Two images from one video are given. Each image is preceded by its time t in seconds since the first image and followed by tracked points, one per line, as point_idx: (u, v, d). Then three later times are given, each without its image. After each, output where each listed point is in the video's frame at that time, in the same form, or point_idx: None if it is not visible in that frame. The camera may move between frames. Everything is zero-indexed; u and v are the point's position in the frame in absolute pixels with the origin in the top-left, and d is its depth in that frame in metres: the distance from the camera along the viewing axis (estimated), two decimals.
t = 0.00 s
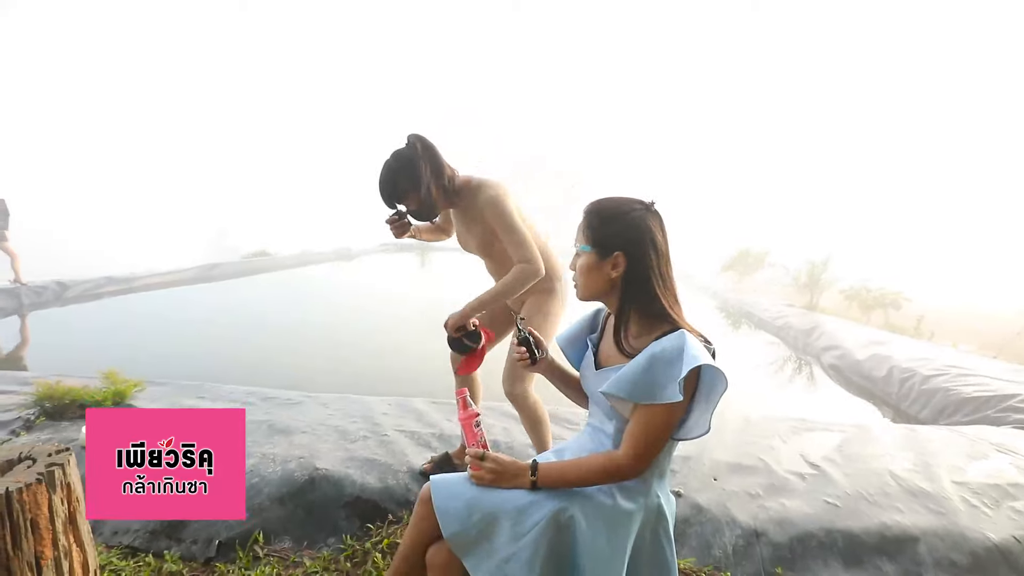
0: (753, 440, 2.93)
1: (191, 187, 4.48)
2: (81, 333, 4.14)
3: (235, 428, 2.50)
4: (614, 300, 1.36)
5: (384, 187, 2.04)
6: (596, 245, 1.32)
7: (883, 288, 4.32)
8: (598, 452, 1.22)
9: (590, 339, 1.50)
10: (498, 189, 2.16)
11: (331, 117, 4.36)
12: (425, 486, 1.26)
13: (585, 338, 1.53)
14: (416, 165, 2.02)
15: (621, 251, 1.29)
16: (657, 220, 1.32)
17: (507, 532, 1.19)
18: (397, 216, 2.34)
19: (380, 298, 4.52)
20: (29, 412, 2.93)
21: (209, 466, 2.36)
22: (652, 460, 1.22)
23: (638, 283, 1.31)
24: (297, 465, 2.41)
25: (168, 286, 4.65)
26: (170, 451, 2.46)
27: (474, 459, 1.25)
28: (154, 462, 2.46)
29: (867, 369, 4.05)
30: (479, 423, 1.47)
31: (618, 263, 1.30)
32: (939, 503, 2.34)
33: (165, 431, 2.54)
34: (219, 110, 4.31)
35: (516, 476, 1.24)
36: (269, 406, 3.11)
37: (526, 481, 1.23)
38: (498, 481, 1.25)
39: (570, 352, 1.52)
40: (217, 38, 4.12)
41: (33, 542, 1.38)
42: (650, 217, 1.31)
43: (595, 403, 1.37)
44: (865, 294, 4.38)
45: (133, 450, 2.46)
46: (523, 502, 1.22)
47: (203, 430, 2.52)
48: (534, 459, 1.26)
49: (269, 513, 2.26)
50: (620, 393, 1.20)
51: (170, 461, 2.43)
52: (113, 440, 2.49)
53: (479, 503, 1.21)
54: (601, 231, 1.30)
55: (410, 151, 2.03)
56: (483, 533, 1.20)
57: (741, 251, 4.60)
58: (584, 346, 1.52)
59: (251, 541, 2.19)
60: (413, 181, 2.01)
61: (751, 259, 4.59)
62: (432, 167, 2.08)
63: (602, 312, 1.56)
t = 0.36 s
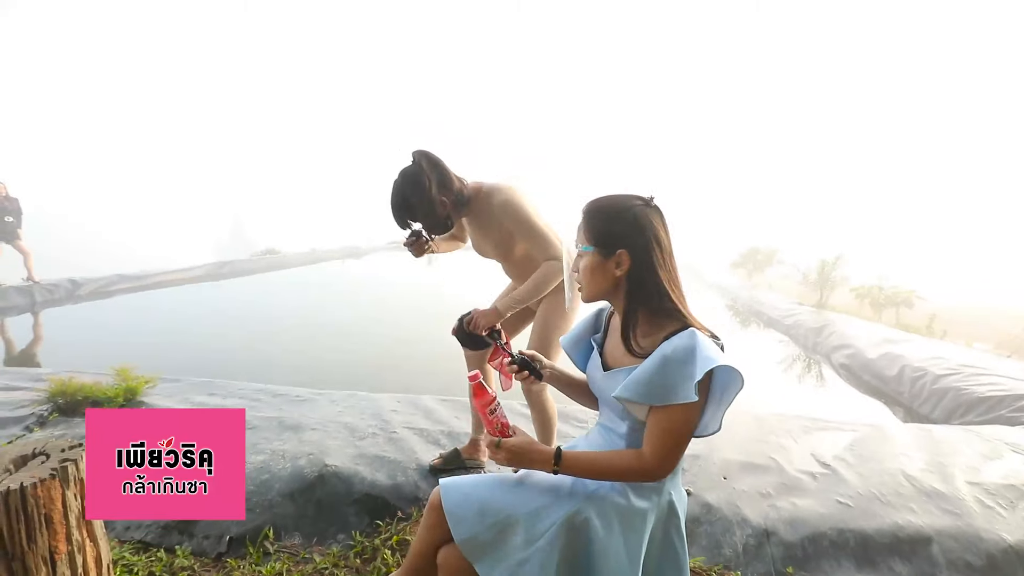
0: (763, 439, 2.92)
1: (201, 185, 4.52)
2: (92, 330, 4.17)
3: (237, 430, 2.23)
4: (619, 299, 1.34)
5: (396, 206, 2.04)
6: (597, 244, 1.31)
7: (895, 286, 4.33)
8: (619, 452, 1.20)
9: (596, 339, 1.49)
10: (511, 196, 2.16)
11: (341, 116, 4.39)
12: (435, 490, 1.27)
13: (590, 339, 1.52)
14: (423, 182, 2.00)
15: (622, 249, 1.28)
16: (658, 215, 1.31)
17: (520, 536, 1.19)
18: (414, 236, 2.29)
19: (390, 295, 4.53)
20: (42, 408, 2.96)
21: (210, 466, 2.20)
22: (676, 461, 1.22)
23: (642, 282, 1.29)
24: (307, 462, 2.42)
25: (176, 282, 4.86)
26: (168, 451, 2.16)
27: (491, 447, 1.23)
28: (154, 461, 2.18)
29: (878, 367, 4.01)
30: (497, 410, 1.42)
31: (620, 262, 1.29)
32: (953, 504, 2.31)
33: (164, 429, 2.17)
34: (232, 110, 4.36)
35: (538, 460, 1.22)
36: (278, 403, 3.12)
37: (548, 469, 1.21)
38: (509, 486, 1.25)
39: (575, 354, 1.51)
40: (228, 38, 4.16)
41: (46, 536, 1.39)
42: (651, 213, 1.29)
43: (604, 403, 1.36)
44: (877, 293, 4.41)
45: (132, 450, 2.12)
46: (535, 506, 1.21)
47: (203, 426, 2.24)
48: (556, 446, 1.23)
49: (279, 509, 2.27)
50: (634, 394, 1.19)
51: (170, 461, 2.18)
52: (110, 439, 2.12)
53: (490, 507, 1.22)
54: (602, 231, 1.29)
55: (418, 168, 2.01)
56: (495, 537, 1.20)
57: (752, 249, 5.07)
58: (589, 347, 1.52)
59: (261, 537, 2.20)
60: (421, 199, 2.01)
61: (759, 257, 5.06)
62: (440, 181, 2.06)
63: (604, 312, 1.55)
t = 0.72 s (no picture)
0: (762, 433, 2.93)
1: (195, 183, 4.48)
2: (86, 328, 4.14)
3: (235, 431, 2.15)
4: (608, 295, 1.34)
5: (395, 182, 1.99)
6: (579, 242, 1.30)
7: (891, 281, 4.38)
8: (611, 449, 1.19)
9: (596, 333, 1.48)
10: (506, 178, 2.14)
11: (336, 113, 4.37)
12: (435, 481, 1.26)
13: (591, 333, 1.51)
14: (423, 157, 1.96)
15: (602, 245, 1.28)
16: (639, 208, 1.29)
17: (519, 528, 1.18)
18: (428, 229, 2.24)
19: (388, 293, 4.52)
20: (37, 407, 2.94)
21: (210, 466, 2.15)
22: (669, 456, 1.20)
23: (627, 277, 1.28)
24: (305, 459, 2.41)
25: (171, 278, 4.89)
26: (168, 451, 2.10)
27: (481, 458, 1.23)
28: (155, 460, 2.12)
29: (875, 362, 4.03)
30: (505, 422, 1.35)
31: (603, 258, 1.29)
32: (951, 497, 2.32)
33: (164, 429, 2.11)
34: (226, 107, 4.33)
35: (528, 468, 1.21)
36: (276, 400, 3.11)
37: (540, 476, 1.21)
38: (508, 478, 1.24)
39: (575, 348, 1.50)
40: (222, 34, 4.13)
41: (42, 535, 1.38)
42: (630, 207, 1.28)
43: (603, 397, 1.36)
44: (873, 288, 4.46)
45: (132, 451, 2.06)
46: (533, 499, 1.20)
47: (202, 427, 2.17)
48: (546, 452, 1.23)
49: (278, 507, 2.26)
50: (627, 388, 1.19)
51: (170, 461, 2.11)
52: (109, 440, 2.07)
53: (488, 499, 1.21)
54: (583, 229, 1.29)
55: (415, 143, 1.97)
56: (493, 529, 1.20)
57: (748, 246, 5.07)
58: (590, 341, 1.51)
59: (260, 535, 2.19)
60: (421, 175, 1.96)
61: (757, 253, 5.06)
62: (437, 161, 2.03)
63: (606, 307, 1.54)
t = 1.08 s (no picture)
0: (778, 432, 2.89)
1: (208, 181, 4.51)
2: (104, 327, 4.19)
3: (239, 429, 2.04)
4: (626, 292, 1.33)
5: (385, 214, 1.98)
6: (596, 240, 1.30)
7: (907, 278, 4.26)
8: (631, 450, 1.18)
9: (617, 329, 1.47)
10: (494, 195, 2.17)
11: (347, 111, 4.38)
12: (454, 476, 1.26)
13: (612, 329, 1.50)
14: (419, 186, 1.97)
15: (617, 242, 1.27)
16: (655, 202, 1.27)
17: (539, 525, 1.18)
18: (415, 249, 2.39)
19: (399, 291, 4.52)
20: (58, 405, 2.98)
21: (211, 466, 2.04)
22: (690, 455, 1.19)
23: (645, 272, 1.27)
24: (322, 457, 2.42)
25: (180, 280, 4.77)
26: (168, 452, 1.96)
27: (501, 461, 1.22)
28: (154, 460, 1.96)
29: (891, 359, 3.97)
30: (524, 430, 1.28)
31: (620, 255, 1.28)
32: (974, 497, 2.28)
33: (164, 429, 1.94)
34: (239, 105, 4.35)
35: (548, 472, 1.20)
36: (291, 398, 3.13)
37: (559, 478, 1.20)
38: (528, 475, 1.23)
39: (597, 344, 1.49)
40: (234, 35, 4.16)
41: (67, 530, 1.40)
42: (645, 203, 1.26)
43: (623, 394, 1.35)
44: (888, 284, 4.34)
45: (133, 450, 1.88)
46: (553, 497, 1.19)
47: (202, 425, 2.03)
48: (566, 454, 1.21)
49: (295, 504, 2.27)
50: (647, 384, 1.18)
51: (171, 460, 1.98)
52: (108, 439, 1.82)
53: (508, 498, 1.20)
54: (599, 227, 1.28)
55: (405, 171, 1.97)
56: (513, 526, 1.19)
57: (758, 241, 4.67)
58: (611, 337, 1.50)
59: (278, 532, 2.20)
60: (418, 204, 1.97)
61: (768, 250, 4.67)
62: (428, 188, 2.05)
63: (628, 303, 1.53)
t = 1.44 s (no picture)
0: (774, 431, 2.90)
1: (203, 176, 4.50)
2: (97, 321, 4.16)
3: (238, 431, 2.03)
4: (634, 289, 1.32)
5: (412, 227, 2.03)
6: (604, 238, 1.30)
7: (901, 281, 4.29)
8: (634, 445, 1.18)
9: (620, 326, 1.47)
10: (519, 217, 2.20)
11: (345, 108, 4.36)
12: (453, 475, 1.26)
13: (615, 326, 1.50)
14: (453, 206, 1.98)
15: (622, 238, 1.26)
16: (663, 198, 1.27)
17: (540, 522, 1.18)
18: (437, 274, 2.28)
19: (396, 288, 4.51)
20: (50, 399, 2.95)
21: (210, 466, 2.03)
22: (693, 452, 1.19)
23: (653, 269, 1.26)
24: (317, 453, 2.41)
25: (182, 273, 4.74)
26: (168, 452, 1.94)
27: (502, 461, 1.21)
28: (154, 461, 1.95)
29: (885, 361, 3.99)
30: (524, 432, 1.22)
31: (628, 252, 1.27)
32: (966, 497, 2.29)
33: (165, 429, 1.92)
34: (236, 100, 4.34)
35: (549, 470, 1.20)
36: (287, 394, 3.11)
37: (561, 477, 1.19)
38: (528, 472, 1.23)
39: (599, 340, 1.49)
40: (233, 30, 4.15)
41: (58, 524, 1.38)
42: (651, 199, 1.26)
43: (625, 391, 1.35)
44: (883, 287, 4.36)
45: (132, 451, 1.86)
46: (553, 495, 1.19)
47: (201, 425, 2.00)
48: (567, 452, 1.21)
49: (290, 500, 2.26)
50: (652, 380, 1.18)
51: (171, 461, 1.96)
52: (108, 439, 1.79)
53: (508, 495, 1.20)
54: (606, 224, 1.28)
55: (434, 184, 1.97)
56: (513, 524, 1.19)
57: (756, 244, 4.81)
58: (614, 334, 1.50)
59: (272, 527, 2.19)
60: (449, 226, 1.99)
61: (765, 251, 4.80)
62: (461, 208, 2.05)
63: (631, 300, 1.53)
